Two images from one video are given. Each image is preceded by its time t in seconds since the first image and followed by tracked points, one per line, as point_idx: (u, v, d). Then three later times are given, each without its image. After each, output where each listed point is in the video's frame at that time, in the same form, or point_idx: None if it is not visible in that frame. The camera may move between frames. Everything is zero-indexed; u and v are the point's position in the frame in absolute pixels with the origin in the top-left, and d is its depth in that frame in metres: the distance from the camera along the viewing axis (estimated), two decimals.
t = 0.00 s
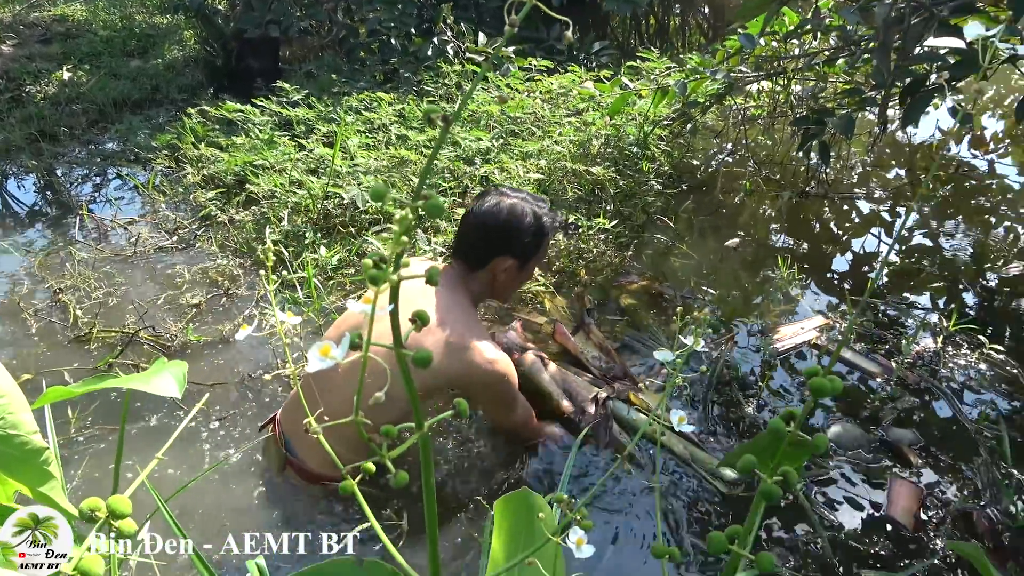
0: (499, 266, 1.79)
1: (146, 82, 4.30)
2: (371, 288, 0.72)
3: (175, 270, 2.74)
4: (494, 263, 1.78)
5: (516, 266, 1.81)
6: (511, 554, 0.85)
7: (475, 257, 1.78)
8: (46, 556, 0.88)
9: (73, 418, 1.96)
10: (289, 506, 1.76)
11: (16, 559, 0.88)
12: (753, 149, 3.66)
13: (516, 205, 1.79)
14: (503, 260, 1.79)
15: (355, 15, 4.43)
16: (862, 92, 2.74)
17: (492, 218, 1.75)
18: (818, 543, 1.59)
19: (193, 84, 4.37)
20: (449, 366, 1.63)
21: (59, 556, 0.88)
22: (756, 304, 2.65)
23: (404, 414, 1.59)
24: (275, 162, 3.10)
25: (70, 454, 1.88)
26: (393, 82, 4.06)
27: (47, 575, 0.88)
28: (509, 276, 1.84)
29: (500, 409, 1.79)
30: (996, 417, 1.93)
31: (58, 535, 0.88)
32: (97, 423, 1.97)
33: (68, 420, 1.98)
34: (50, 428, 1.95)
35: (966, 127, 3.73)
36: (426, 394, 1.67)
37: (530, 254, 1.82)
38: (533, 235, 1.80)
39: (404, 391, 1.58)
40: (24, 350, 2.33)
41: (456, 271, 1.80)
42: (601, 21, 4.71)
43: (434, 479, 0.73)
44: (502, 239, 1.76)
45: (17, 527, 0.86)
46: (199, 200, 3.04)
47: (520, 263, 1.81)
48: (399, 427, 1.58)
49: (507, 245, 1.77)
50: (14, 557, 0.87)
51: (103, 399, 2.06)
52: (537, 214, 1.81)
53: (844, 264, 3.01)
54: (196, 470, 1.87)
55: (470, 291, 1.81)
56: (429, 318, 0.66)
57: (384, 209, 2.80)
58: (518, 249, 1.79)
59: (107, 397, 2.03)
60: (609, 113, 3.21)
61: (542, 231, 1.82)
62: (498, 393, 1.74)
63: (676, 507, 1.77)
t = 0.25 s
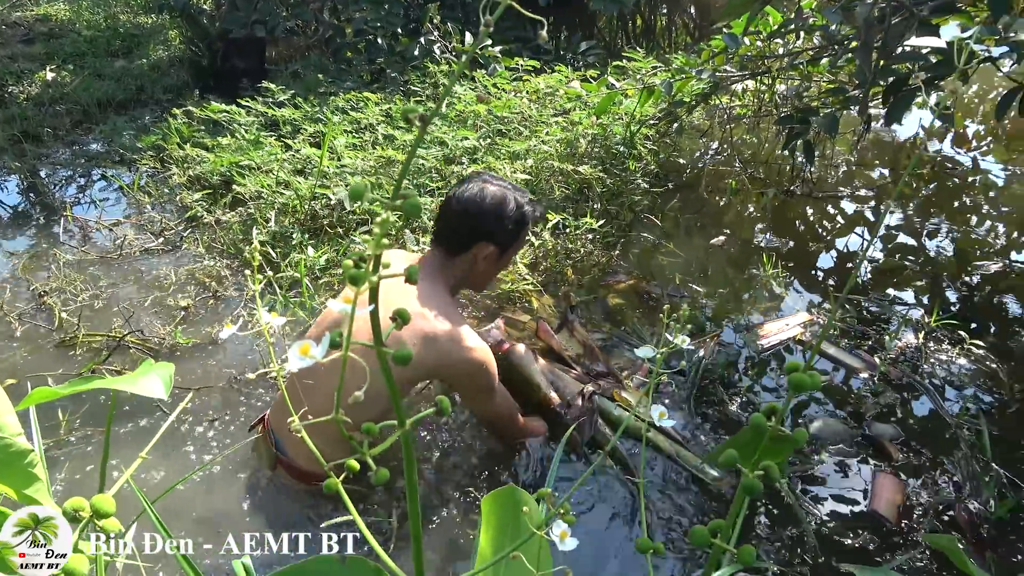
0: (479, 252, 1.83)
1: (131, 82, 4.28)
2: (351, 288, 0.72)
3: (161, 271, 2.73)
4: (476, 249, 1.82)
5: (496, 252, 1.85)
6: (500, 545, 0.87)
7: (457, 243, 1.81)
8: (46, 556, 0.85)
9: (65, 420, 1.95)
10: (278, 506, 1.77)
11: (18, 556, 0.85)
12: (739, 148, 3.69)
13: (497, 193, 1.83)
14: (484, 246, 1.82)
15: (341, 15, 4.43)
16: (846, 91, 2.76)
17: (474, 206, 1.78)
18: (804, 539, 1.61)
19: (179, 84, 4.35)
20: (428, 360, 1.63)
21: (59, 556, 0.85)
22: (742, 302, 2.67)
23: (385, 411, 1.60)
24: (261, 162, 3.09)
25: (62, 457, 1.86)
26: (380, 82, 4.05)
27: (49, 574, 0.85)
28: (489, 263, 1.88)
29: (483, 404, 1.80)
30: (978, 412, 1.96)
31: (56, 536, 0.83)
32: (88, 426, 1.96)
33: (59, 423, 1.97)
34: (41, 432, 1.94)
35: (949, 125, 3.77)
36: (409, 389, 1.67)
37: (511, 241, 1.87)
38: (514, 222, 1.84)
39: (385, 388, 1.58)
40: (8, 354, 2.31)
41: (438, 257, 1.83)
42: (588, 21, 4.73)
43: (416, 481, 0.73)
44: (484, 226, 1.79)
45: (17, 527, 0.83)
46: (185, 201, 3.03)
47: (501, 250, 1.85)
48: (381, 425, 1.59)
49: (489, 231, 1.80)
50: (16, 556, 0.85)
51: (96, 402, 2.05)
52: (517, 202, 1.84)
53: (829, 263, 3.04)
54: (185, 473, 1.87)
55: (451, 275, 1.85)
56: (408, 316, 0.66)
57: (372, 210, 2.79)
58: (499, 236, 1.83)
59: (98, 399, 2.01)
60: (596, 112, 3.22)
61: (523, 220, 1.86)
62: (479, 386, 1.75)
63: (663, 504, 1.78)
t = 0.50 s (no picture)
0: (459, 239, 1.82)
1: (117, 81, 4.25)
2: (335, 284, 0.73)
3: (148, 271, 2.71)
4: (455, 235, 1.81)
5: (476, 239, 1.85)
6: (483, 541, 0.89)
7: (436, 228, 1.81)
8: (46, 556, 0.84)
9: (58, 420, 1.94)
10: (266, 503, 1.77)
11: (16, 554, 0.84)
12: (726, 146, 3.71)
13: (476, 179, 1.84)
14: (464, 231, 1.82)
15: (329, 14, 4.42)
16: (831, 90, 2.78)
17: (452, 190, 1.79)
18: (790, 534, 1.62)
19: (166, 83, 4.33)
20: (408, 349, 1.62)
21: (59, 556, 0.84)
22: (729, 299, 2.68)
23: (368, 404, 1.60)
24: (249, 161, 3.08)
25: (52, 457, 1.85)
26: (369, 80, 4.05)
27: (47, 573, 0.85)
28: (469, 250, 1.87)
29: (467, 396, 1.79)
30: (962, 408, 1.98)
31: (57, 537, 0.81)
32: (79, 425, 1.95)
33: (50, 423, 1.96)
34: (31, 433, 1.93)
35: (935, 124, 3.80)
36: (393, 381, 1.68)
37: (491, 228, 1.86)
38: (495, 208, 1.84)
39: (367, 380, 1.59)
40: None
41: (417, 243, 1.83)
42: (577, 20, 4.74)
43: (400, 475, 0.73)
44: (464, 210, 1.79)
45: (16, 527, 0.80)
46: (172, 200, 3.01)
47: (480, 236, 1.85)
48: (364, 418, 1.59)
49: (468, 217, 1.80)
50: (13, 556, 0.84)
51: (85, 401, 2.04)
52: (496, 189, 1.85)
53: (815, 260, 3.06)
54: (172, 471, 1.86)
55: (431, 263, 1.84)
56: (392, 311, 0.67)
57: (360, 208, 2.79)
58: (478, 222, 1.83)
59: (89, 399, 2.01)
60: (584, 111, 3.23)
61: (504, 207, 1.87)
62: (462, 377, 1.74)
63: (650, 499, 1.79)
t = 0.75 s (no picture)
0: (438, 228, 1.80)
1: (102, 84, 4.22)
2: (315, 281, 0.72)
3: (135, 274, 2.70)
4: (434, 224, 1.79)
5: (456, 227, 1.83)
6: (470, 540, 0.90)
7: (414, 218, 1.79)
8: (46, 556, 0.84)
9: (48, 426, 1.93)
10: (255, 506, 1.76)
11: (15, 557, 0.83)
12: (714, 144, 3.73)
13: (452, 167, 1.82)
14: (443, 220, 1.80)
15: (316, 15, 4.40)
16: (817, 86, 2.78)
17: (430, 178, 1.77)
18: (779, 527, 1.63)
19: (151, 85, 4.30)
20: (387, 347, 1.61)
21: (59, 556, 0.84)
22: (718, 295, 2.69)
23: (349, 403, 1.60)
24: (236, 163, 3.07)
25: (40, 462, 1.84)
26: (356, 80, 4.04)
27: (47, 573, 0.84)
28: (449, 239, 1.85)
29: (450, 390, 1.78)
30: (948, 401, 1.99)
31: (58, 536, 0.82)
32: (68, 430, 1.94)
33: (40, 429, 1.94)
34: (19, 438, 1.91)
35: (920, 120, 3.83)
36: (375, 379, 1.67)
37: (470, 216, 1.84)
38: (473, 196, 1.82)
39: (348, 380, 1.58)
40: None
41: (396, 234, 1.81)
42: (564, 20, 4.76)
43: (383, 475, 0.73)
44: (442, 198, 1.77)
45: (17, 527, 0.80)
46: (158, 203, 2.99)
47: (460, 225, 1.83)
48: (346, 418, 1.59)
49: (445, 205, 1.78)
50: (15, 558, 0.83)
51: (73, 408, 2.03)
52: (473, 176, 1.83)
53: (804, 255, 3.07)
54: (160, 474, 1.85)
55: (411, 254, 1.82)
56: (372, 310, 0.66)
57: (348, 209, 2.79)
58: (457, 210, 1.80)
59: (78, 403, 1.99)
60: (572, 109, 3.24)
61: (482, 195, 1.85)
62: (444, 371, 1.74)
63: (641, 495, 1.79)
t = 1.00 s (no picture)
0: (413, 219, 1.80)
1: (89, 83, 4.18)
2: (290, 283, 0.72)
3: (122, 276, 2.68)
4: (409, 216, 1.79)
5: (432, 219, 1.83)
6: (455, 540, 0.89)
7: (389, 211, 1.79)
8: (46, 557, 0.87)
9: (37, 428, 1.91)
10: (242, 508, 1.75)
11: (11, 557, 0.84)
12: (703, 143, 3.74)
13: (425, 158, 1.82)
14: (419, 212, 1.80)
15: (305, 14, 4.39)
16: (804, 86, 2.79)
17: (403, 170, 1.77)
18: (766, 526, 1.64)
19: (139, 85, 4.27)
20: (365, 345, 1.61)
21: (58, 556, 0.87)
22: (707, 294, 2.70)
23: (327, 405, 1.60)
24: (224, 164, 3.06)
25: (26, 465, 1.82)
26: (345, 80, 4.03)
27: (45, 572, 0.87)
28: (426, 231, 1.85)
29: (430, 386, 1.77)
30: (933, 400, 2.01)
31: (58, 536, 0.84)
32: (56, 432, 1.92)
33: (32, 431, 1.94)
34: (8, 441, 1.90)
35: (907, 120, 3.85)
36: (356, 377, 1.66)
37: (445, 206, 1.84)
38: (448, 186, 1.83)
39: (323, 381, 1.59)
40: None
41: (373, 227, 1.81)
42: (554, 20, 4.76)
43: (365, 477, 0.73)
44: (417, 190, 1.78)
45: (17, 527, 0.79)
46: (145, 204, 2.98)
47: (436, 216, 1.83)
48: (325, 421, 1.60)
49: (418, 195, 1.79)
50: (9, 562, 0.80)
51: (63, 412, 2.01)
52: (445, 165, 1.83)
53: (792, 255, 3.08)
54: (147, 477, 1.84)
55: (389, 247, 1.82)
56: (351, 311, 0.66)
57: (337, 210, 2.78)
58: (432, 201, 1.81)
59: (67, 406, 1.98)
60: (561, 109, 3.24)
61: (457, 185, 1.85)
62: (423, 367, 1.73)
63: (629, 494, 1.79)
